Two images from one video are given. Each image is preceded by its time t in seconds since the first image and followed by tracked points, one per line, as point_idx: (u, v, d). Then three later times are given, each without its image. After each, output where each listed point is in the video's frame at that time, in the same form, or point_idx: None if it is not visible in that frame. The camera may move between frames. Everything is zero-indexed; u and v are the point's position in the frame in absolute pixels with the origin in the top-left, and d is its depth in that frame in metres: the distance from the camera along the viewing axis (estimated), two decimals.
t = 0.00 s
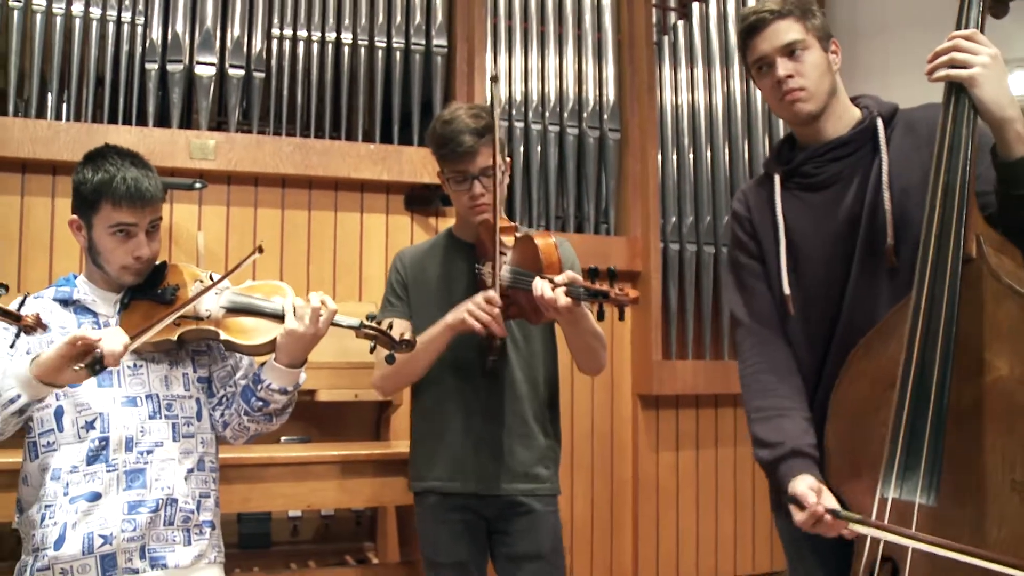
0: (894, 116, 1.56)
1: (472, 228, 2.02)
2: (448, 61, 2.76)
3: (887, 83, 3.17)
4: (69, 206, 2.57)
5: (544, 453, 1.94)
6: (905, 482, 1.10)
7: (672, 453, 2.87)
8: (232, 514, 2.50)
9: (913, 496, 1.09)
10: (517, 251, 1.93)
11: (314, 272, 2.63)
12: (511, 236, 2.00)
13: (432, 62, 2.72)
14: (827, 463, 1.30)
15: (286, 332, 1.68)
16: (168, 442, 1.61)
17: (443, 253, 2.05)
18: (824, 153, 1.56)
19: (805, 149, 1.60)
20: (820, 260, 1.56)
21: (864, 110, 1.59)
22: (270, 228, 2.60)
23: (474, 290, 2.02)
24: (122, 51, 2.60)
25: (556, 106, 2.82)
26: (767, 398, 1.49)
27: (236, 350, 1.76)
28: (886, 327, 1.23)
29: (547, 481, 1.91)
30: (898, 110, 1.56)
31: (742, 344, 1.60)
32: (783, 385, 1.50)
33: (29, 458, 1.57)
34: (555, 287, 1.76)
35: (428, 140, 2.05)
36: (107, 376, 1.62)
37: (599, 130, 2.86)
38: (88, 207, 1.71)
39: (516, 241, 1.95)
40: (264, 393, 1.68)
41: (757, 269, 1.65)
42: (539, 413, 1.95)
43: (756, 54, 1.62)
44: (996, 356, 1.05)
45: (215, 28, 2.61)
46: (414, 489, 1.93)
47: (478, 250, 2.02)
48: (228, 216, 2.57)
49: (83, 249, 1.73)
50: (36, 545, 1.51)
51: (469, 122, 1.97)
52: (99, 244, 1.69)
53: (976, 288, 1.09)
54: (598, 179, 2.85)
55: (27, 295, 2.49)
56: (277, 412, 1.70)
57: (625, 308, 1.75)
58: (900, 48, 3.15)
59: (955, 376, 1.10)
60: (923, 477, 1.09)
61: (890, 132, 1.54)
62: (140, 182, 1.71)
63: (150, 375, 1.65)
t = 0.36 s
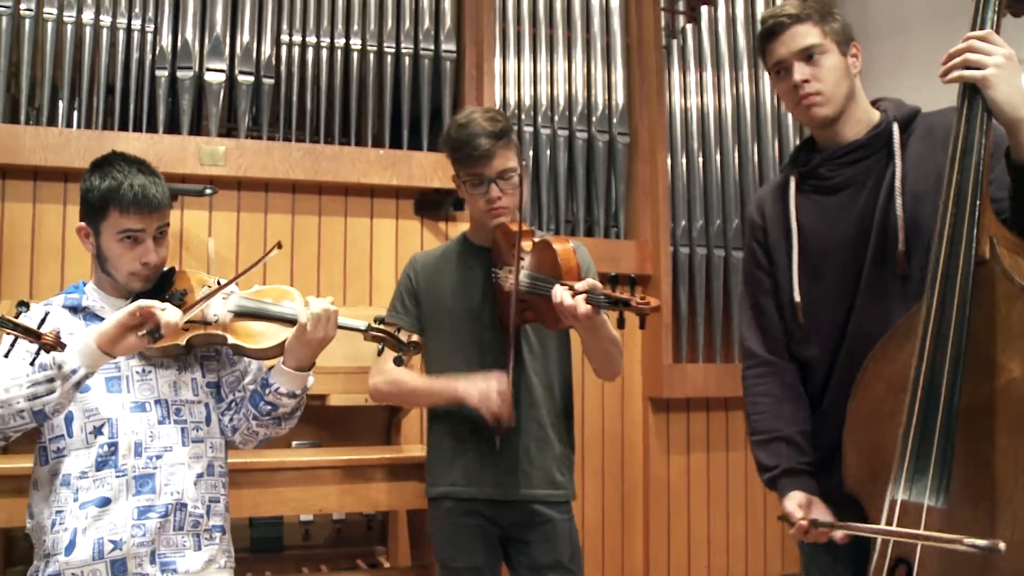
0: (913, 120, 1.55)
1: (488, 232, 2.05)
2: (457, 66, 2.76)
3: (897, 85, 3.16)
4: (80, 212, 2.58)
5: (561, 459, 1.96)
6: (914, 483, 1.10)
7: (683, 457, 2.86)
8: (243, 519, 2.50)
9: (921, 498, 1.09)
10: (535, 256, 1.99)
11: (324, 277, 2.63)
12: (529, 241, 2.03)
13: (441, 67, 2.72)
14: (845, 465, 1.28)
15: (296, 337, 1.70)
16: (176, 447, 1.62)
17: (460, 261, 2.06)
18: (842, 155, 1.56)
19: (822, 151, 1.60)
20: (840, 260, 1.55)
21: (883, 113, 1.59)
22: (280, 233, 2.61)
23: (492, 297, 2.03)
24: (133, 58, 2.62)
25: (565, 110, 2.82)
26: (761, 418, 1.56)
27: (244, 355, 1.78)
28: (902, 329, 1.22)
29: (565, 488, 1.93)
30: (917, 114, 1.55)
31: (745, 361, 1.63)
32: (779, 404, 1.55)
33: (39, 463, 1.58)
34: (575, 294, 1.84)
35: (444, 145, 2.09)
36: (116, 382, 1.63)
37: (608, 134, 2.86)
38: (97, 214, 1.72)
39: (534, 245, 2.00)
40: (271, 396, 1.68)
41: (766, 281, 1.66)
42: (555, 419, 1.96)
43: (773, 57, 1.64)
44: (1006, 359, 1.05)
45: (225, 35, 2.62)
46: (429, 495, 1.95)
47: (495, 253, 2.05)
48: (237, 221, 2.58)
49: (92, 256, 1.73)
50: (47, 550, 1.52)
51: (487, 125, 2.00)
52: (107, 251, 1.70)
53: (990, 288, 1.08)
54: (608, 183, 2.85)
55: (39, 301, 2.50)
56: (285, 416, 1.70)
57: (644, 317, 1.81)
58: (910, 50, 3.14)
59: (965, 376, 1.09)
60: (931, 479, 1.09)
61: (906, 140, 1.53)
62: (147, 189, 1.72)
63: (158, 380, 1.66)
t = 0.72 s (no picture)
0: (936, 117, 1.53)
1: (512, 230, 2.10)
2: (475, 63, 2.76)
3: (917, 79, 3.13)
4: (101, 212, 2.60)
5: (585, 457, 1.97)
6: (928, 479, 1.10)
7: (704, 454, 2.85)
8: (264, 516, 2.51)
9: (936, 493, 1.09)
10: (560, 248, 2.03)
11: (344, 275, 2.64)
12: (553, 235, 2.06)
13: (459, 65, 2.72)
14: (868, 465, 1.31)
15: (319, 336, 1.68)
16: (200, 444, 1.62)
17: (482, 259, 2.11)
18: (863, 153, 1.55)
19: (843, 148, 1.58)
20: (860, 257, 1.54)
21: (906, 109, 1.56)
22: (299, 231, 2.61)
23: (516, 296, 2.07)
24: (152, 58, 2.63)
25: (583, 107, 2.81)
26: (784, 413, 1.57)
27: (263, 352, 1.77)
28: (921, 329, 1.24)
29: (589, 486, 1.95)
30: (940, 110, 1.53)
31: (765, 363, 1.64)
32: (802, 397, 1.57)
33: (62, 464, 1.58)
34: (599, 284, 1.87)
35: (468, 141, 2.13)
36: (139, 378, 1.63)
37: (627, 131, 2.85)
38: (122, 212, 1.73)
39: (559, 238, 2.04)
40: (295, 392, 1.69)
41: (788, 281, 1.66)
42: (579, 414, 1.99)
43: (791, 57, 1.64)
44: None
45: (243, 34, 2.62)
46: (455, 493, 1.99)
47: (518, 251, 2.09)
48: (257, 220, 2.59)
49: (116, 253, 1.75)
50: (73, 549, 1.52)
51: (511, 120, 2.05)
52: (133, 248, 1.71)
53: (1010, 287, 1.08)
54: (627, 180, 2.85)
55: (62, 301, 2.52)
56: (308, 410, 1.71)
57: (668, 303, 1.86)
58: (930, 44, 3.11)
59: (977, 377, 1.10)
60: (946, 475, 1.09)
61: (929, 137, 1.51)
62: (174, 187, 1.74)
63: (182, 377, 1.67)
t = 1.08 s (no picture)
0: (963, 110, 1.50)
1: (534, 225, 2.10)
2: (495, 59, 2.76)
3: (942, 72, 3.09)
4: (125, 210, 2.61)
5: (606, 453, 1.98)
6: (945, 474, 1.10)
7: (726, 450, 2.84)
8: (287, 513, 2.52)
9: (953, 488, 1.09)
10: (580, 241, 2.03)
11: (365, 272, 2.64)
12: (571, 228, 2.11)
13: (480, 61, 2.72)
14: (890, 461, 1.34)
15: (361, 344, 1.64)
16: (219, 442, 1.64)
17: (504, 252, 2.12)
18: (887, 145, 1.53)
19: (869, 140, 1.57)
20: (885, 261, 1.54)
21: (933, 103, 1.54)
22: (321, 228, 2.62)
23: (536, 288, 2.09)
24: (174, 58, 2.64)
25: (605, 102, 2.80)
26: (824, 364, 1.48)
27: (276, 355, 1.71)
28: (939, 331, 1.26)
29: (612, 482, 1.96)
30: (966, 105, 1.50)
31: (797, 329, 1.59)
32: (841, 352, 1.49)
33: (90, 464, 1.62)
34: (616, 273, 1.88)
35: (489, 137, 2.14)
36: (161, 376, 1.65)
37: (648, 126, 2.84)
38: (148, 209, 1.74)
39: (580, 231, 2.04)
40: (321, 389, 1.69)
41: (822, 258, 1.64)
42: (599, 408, 1.99)
43: (814, 53, 1.63)
44: None
45: (264, 32, 2.63)
46: (475, 489, 1.98)
47: (540, 245, 2.10)
48: (279, 218, 2.60)
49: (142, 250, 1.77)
50: (96, 544, 1.56)
51: (532, 115, 2.05)
52: (159, 245, 1.73)
53: None
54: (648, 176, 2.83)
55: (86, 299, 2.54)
56: (335, 406, 1.70)
57: (683, 291, 1.88)
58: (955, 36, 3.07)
59: (997, 370, 1.09)
60: (963, 472, 1.09)
61: (958, 128, 1.48)
62: (199, 183, 1.74)
63: (203, 374, 1.68)
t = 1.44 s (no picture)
0: (1004, 104, 1.49)
1: (560, 223, 2.10)
2: (519, 58, 2.75)
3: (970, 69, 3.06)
4: (152, 210, 2.63)
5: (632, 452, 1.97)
6: (981, 474, 1.10)
7: (752, 449, 2.82)
8: (312, 511, 2.53)
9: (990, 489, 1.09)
10: (608, 238, 2.04)
11: (390, 271, 2.65)
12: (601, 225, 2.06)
13: (504, 60, 2.72)
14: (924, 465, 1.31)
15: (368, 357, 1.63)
16: (244, 440, 1.64)
17: (529, 252, 2.10)
18: (923, 140, 1.52)
19: (906, 135, 1.55)
20: (917, 261, 1.51)
21: (972, 98, 1.52)
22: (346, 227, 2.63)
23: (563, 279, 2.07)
24: (200, 58, 2.65)
25: (629, 101, 2.79)
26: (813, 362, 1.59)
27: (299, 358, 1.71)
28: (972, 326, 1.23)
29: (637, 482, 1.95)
30: (1010, 99, 1.48)
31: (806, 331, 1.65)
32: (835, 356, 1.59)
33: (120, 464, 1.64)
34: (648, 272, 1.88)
35: (514, 136, 2.14)
36: (188, 374, 1.66)
37: (673, 124, 2.83)
38: (175, 207, 1.76)
39: (607, 227, 2.05)
40: (344, 395, 1.68)
41: (842, 268, 1.65)
42: (623, 406, 1.99)
43: (850, 47, 1.60)
44: None
45: (289, 32, 2.64)
46: (498, 488, 1.99)
47: (566, 243, 2.09)
48: (304, 217, 2.61)
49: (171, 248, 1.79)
50: (123, 540, 1.58)
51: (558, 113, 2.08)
52: (186, 243, 1.74)
53: None
54: (673, 174, 2.82)
55: (115, 299, 2.57)
56: (357, 411, 1.70)
57: (717, 285, 1.91)
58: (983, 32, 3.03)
59: None
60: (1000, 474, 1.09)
61: (996, 124, 1.47)
62: (224, 182, 1.76)
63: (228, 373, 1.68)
